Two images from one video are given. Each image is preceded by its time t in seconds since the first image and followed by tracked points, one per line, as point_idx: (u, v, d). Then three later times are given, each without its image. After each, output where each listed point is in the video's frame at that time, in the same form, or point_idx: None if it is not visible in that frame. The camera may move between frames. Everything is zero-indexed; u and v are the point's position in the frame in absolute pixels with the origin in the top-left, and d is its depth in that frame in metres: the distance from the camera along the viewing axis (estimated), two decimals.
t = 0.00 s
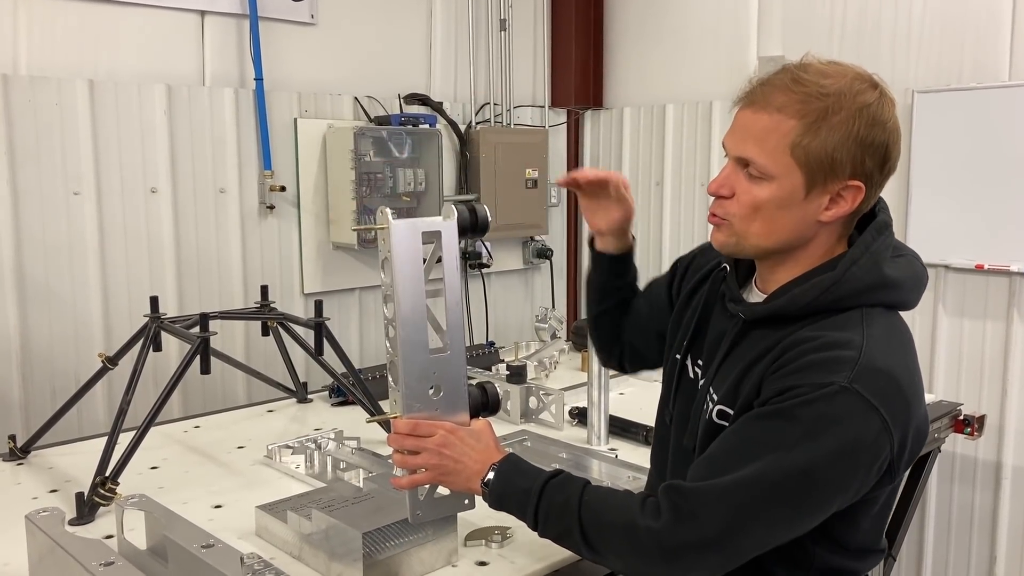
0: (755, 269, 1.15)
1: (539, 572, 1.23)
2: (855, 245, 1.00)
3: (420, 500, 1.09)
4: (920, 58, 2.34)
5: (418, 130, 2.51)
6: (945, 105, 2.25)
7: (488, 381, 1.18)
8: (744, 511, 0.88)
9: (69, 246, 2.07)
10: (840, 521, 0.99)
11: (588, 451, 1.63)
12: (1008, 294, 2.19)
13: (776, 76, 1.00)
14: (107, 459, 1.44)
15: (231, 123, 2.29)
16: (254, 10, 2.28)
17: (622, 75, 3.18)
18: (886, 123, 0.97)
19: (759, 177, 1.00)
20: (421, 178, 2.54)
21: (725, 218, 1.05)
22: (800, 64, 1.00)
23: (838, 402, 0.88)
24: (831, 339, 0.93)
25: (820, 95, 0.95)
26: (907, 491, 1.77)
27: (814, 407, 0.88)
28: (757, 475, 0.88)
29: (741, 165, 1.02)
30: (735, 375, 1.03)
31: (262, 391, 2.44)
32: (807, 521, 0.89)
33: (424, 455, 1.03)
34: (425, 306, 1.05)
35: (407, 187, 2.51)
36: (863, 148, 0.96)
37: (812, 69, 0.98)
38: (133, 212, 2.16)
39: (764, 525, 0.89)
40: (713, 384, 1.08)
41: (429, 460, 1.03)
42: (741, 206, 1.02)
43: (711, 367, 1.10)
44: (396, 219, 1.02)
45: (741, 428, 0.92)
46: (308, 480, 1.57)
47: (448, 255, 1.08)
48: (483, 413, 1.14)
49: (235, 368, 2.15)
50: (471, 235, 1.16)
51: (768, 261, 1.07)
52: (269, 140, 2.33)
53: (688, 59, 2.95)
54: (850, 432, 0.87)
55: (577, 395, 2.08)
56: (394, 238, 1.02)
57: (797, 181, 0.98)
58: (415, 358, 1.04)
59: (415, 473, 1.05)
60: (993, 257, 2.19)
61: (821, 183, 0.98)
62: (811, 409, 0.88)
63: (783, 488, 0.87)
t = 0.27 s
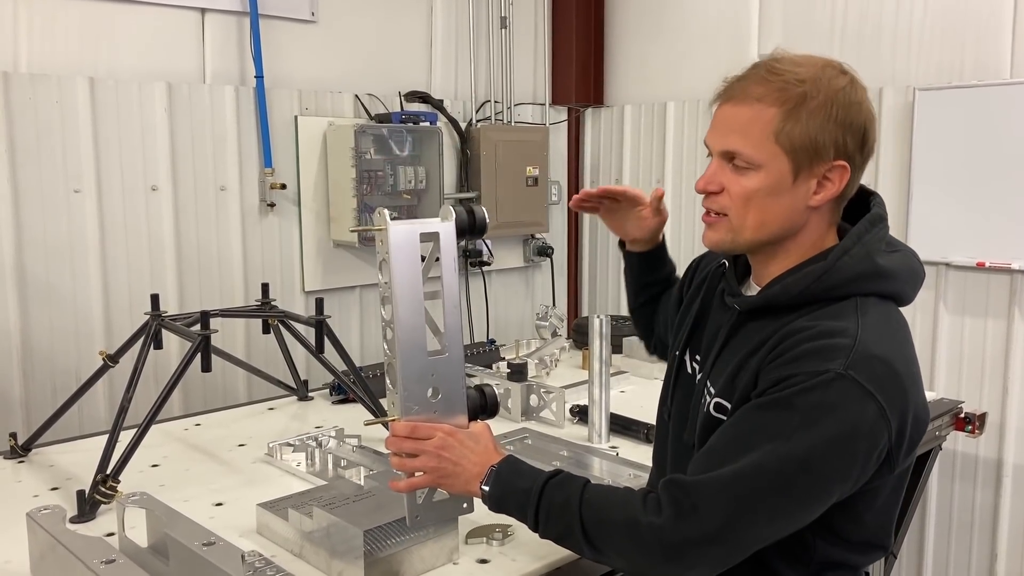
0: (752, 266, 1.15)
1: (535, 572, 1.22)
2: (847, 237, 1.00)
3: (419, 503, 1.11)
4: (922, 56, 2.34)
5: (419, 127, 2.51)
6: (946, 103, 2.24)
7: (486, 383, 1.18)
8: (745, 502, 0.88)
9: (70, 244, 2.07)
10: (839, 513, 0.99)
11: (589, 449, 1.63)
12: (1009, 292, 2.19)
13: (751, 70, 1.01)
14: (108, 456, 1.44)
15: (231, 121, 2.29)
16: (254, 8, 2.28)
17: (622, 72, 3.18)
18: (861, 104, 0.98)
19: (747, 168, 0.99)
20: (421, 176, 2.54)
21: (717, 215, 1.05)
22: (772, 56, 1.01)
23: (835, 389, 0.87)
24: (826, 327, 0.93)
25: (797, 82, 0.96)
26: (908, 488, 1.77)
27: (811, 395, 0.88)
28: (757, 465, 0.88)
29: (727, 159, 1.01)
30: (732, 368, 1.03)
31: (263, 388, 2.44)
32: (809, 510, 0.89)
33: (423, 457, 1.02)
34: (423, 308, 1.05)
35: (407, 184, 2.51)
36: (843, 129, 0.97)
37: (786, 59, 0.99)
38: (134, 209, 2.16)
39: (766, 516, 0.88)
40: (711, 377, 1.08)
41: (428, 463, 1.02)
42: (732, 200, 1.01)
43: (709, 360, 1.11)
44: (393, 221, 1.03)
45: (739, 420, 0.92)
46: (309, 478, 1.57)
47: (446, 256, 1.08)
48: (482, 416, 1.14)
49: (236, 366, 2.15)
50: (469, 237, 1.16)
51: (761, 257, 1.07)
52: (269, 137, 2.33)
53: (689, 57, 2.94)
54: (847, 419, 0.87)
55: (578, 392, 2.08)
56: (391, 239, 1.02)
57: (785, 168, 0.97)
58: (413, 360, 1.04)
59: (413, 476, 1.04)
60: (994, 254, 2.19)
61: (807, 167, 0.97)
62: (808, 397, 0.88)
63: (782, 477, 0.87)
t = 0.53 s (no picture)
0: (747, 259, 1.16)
1: (531, 572, 1.22)
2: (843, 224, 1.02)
3: (415, 506, 1.11)
4: (922, 54, 2.33)
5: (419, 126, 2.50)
6: (947, 101, 2.24)
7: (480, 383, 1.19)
8: (741, 494, 0.88)
9: (71, 242, 2.07)
10: (837, 506, 0.99)
11: (589, 447, 1.63)
12: (1010, 290, 2.19)
13: (730, 70, 1.01)
14: (109, 455, 1.44)
15: (232, 119, 2.29)
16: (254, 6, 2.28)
17: (623, 71, 3.18)
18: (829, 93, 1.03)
19: (767, 160, 0.98)
20: (422, 174, 2.54)
21: (735, 217, 1.01)
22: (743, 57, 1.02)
23: (827, 378, 0.88)
24: (817, 318, 0.93)
25: (785, 74, 0.98)
26: (908, 487, 1.77)
27: (803, 385, 0.88)
28: (752, 456, 0.88)
29: (740, 157, 0.99)
30: (725, 362, 1.03)
31: (264, 387, 2.44)
32: (806, 501, 0.89)
33: (419, 460, 1.02)
34: (418, 310, 1.05)
35: (408, 183, 2.51)
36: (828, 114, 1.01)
37: (761, 56, 1.00)
38: (134, 207, 2.16)
39: (764, 508, 0.88)
40: (704, 370, 1.08)
41: (424, 466, 1.02)
42: (756, 196, 0.98)
43: (702, 352, 1.11)
44: (387, 222, 1.02)
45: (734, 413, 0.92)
46: (310, 476, 1.57)
47: (441, 258, 1.09)
48: (477, 418, 1.14)
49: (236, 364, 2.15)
50: (463, 237, 1.16)
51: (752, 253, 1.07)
52: (269, 136, 2.33)
53: (689, 55, 2.94)
54: (840, 408, 0.87)
55: (578, 391, 2.08)
56: (386, 240, 1.02)
57: (800, 154, 0.98)
58: (409, 363, 1.04)
59: (409, 479, 1.04)
60: (995, 252, 2.19)
61: (812, 152, 1.00)
62: (801, 387, 0.88)
63: (778, 468, 0.87)
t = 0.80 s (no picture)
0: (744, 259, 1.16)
1: (529, 572, 1.22)
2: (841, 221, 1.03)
3: (414, 505, 1.11)
4: (923, 53, 2.33)
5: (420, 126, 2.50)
6: (948, 100, 2.24)
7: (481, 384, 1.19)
8: (743, 486, 0.88)
9: (72, 241, 2.07)
10: (837, 501, 0.99)
11: (589, 446, 1.63)
12: (1010, 289, 2.19)
13: (732, 72, 1.00)
14: (110, 453, 1.45)
15: (233, 118, 2.29)
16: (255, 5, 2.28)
17: (623, 70, 3.18)
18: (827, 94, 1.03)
19: (781, 164, 0.97)
20: (422, 173, 2.55)
21: (750, 221, 1.00)
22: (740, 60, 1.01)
23: (827, 371, 0.88)
24: (817, 312, 0.94)
25: (791, 76, 0.98)
26: (908, 486, 1.78)
27: (804, 378, 0.88)
28: (753, 449, 0.88)
29: (755, 162, 0.98)
30: (725, 358, 1.04)
31: (265, 386, 2.44)
32: (808, 494, 0.89)
33: (418, 459, 1.02)
34: (417, 310, 1.05)
35: (408, 182, 2.51)
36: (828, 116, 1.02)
37: (762, 58, 1.00)
38: (135, 207, 2.16)
39: (765, 501, 0.88)
40: (704, 369, 1.08)
41: (423, 465, 1.02)
42: (772, 200, 0.98)
43: (701, 352, 1.11)
44: (387, 221, 1.02)
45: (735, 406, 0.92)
46: (310, 475, 1.57)
47: (441, 257, 1.09)
48: (477, 417, 1.15)
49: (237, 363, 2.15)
50: (463, 236, 1.16)
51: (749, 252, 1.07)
52: (270, 135, 2.33)
53: (690, 55, 2.94)
54: (840, 400, 0.87)
55: (578, 390, 2.08)
56: (386, 239, 1.02)
57: (810, 157, 0.99)
58: (408, 362, 1.05)
59: (409, 479, 1.04)
60: (995, 252, 2.19)
61: (818, 154, 1.00)
62: (801, 380, 0.88)
63: (779, 460, 0.87)
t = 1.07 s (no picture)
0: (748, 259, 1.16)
1: (529, 571, 1.22)
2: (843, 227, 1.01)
3: (416, 502, 1.11)
4: (923, 53, 2.33)
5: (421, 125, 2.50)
6: (948, 99, 2.24)
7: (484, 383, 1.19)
8: (749, 486, 0.88)
9: (72, 240, 2.07)
10: (839, 500, 0.99)
11: (589, 445, 1.63)
12: (1010, 289, 2.19)
13: (746, 68, 1.00)
14: (111, 452, 1.45)
15: (233, 117, 2.29)
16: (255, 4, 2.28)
17: (624, 69, 3.18)
18: (854, 100, 0.98)
19: (749, 167, 0.98)
20: (423, 173, 2.55)
21: (719, 214, 1.03)
22: (763, 56, 1.00)
23: (835, 371, 0.88)
24: (824, 313, 0.94)
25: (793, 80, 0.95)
26: (908, 485, 1.78)
27: (811, 378, 0.88)
28: (759, 449, 0.88)
29: (728, 159, 1.00)
30: (731, 358, 1.03)
31: (265, 385, 2.44)
32: (812, 494, 0.89)
33: (420, 456, 1.02)
34: (422, 307, 1.05)
35: (408, 181, 2.51)
36: (839, 123, 0.97)
37: (777, 58, 0.98)
38: (135, 206, 2.16)
39: (771, 500, 0.88)
40: (709, 369, 1.08)
41: (426, 462, 1.02)
42: (735, 200, 1.00)
43: (706, 354, 1.10)
44: (392, 217, 1.02)
45: (740, 406, 0.92)
46: (311, 474, 1.57)
47: (446, 253, 1.09)
48: (479, 415, 1.14)
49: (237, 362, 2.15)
50: (467, 234, 1.16)
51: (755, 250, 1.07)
52: (270, 134, 2.33)
53: (690, 54, 2.94)
54: (848, 401, 0.87)
55: (578, 389, 2.08)
56: (391, 236, 1.01)
57: (786, 166, 0.97)
58: (412, 359, 1.05)
59: (411, 475, 1.04)
60: (996, 251, 2.19)
61: (807, 163, 0.97)
62: (809, 380, 0.88)
63: (786, 460, 0.87)
